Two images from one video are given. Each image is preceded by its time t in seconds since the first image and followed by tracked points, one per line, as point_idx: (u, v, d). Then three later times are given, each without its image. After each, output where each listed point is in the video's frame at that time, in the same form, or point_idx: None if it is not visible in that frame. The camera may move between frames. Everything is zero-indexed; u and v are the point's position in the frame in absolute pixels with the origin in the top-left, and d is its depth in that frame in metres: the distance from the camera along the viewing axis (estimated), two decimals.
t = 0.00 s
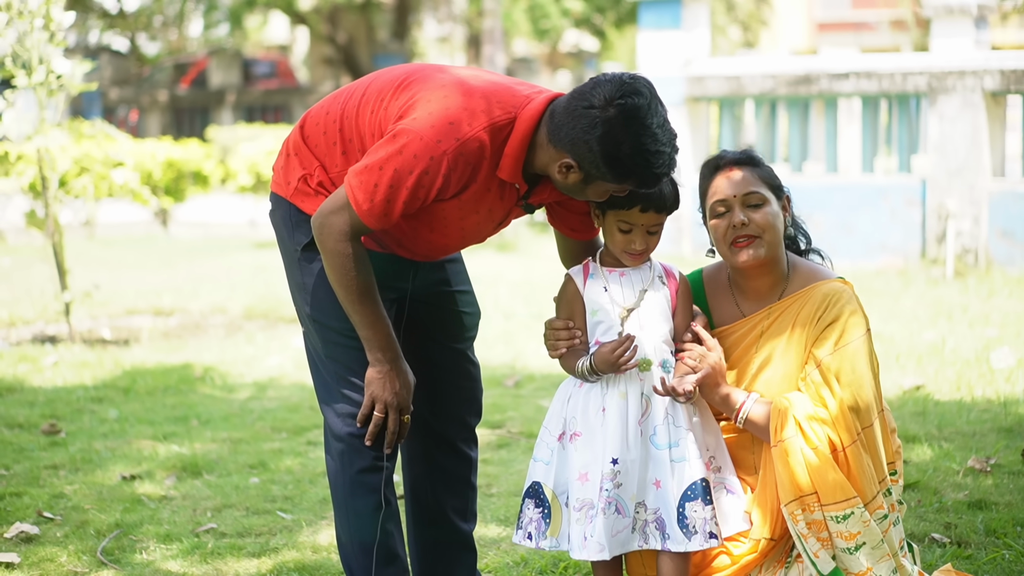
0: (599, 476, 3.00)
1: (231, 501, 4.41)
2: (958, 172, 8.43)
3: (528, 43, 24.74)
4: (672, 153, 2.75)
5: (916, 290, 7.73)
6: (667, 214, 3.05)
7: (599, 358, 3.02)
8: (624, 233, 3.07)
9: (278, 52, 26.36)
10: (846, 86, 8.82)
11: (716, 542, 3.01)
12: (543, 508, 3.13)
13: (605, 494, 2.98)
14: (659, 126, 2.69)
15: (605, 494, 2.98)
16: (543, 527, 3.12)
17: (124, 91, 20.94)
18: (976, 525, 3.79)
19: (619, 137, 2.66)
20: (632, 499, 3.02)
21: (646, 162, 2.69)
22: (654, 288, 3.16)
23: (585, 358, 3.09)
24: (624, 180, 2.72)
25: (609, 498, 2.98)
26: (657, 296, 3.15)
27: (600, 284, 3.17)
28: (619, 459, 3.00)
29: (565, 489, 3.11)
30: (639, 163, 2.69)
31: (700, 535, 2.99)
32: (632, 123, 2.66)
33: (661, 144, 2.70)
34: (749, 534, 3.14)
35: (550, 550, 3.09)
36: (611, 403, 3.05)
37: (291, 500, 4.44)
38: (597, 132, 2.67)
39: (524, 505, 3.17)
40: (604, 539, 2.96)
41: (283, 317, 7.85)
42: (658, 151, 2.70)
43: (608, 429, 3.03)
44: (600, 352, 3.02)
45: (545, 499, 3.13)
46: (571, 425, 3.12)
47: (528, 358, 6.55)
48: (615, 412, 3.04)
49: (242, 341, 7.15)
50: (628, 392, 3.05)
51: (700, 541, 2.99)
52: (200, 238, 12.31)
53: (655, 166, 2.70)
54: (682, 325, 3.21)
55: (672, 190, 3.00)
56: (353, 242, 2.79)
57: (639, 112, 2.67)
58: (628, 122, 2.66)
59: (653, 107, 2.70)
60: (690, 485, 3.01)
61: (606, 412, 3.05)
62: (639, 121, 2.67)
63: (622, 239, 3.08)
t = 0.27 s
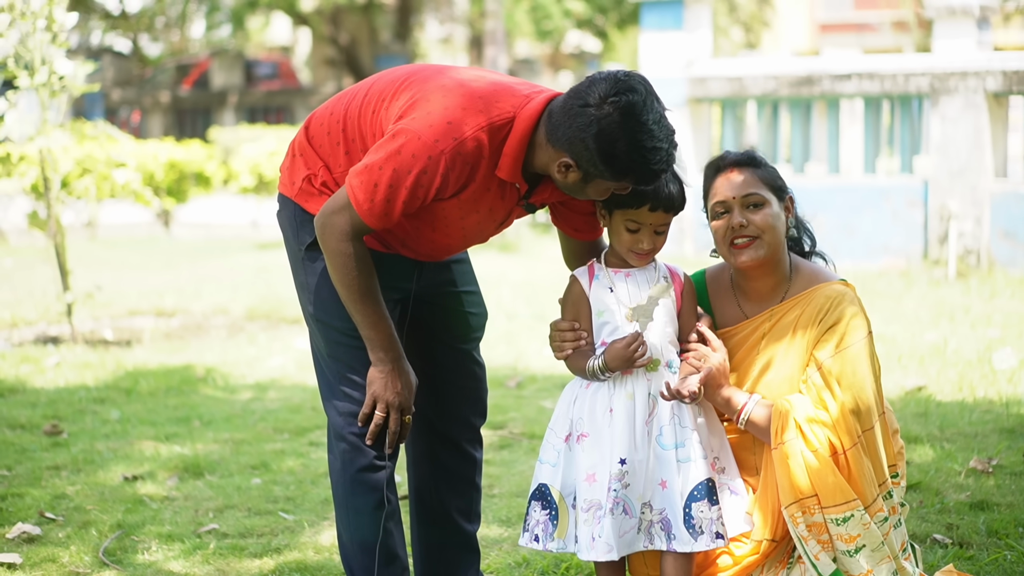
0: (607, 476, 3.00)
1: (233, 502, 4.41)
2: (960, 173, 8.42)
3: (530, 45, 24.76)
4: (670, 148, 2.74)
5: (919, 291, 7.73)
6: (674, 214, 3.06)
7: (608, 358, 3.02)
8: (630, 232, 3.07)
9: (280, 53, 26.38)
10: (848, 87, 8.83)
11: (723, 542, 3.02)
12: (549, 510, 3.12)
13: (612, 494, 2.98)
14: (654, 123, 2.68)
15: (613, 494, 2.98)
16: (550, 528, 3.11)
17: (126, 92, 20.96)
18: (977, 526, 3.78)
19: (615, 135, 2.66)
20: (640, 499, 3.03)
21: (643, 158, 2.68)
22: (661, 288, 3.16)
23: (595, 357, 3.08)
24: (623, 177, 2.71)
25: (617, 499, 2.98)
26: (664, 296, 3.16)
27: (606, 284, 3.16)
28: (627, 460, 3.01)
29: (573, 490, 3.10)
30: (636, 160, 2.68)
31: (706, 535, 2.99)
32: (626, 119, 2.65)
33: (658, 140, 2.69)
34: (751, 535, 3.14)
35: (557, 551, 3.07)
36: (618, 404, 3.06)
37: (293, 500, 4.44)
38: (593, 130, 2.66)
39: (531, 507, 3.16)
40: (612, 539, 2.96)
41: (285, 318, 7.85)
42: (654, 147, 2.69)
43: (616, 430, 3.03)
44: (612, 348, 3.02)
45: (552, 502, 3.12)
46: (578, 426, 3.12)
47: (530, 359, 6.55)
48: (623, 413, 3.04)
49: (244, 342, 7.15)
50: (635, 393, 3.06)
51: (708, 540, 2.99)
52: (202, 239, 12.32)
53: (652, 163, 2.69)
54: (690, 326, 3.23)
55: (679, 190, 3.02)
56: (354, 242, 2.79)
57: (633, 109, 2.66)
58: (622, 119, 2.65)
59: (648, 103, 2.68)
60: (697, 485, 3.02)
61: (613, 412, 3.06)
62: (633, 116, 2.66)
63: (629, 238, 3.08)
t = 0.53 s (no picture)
0: (604, 478, 3.01)
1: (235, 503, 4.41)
2: (963, 175, 8.42)
3: (533, 46, 24.78)
4: (672, 133, 2.72)
5: (921, 292, 7.73)
6: (679, 219, 3.04)
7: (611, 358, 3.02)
8: (635, 236, 3.06)
9: (283, 54, 26.40)
10: (851, 89, 8.78)
11: (721, 547, 3.02)
12: (546, 508, 3.12)
13: (609, 496, 2.99)
14: (655, 103, 2.68)
15: (609, 497, 2.99)
16: (546, 526, 3.12)
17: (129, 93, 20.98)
18: (980, 527, 3.78)
19: (616, 111, 2.65)
20: (638, 502, 3.04)
21: (645, 137, 2.66)
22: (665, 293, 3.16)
23: (598, 356, 3.08)
24: (624, 158, 2.68)
25: (613, 501, 2.99)
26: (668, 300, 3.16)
27: (609, 286, 3.16)
28: (625, 463, 3.01)
29: (570, 490, 3.11)
30: (637, 138, 2.65)
31: (705, 539, 2.99)
32: (626, 96, 2.66)
33: (660, 121, 2.68)
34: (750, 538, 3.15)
35: (553, 549, 3.08)
36: (618, 406, 3.06)
37: (296, 501, 4.44)
38: (595, 106, 2.67)
39: (528, 504, 3.17)
40: (606, 541, 2.97)
41: (288, 319, 7.86)
42: (656, 127, 2.67)
43: (615, 433, 3.03)
44: (615, 347, 3.02)
45: (549, 500, 3.13)
46: (578, 426, 3.12)
47: (532, 360, 6.55)
48: (622, 416, 3.04)
49: (247, 343, 7.16)
50: (635, 396, 3.06)
51: (705, 545, 2.99)
52: (205, 240, 12.33)
53: (654, 142, 2.67)
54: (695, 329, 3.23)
55: (685, 194, 3.00)
56: (359, 243, 2.79)
57: (632, 87, 2.66)
58: (622, 96, 2.66)
59: (648, 84, 2.69)
60: (696, 489, 3.01)
61: (613, 415, 3.06)
62: (634, 94, 2.66)
63: (633, 243, 3.07)
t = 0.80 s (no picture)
0: (600, 480, 3.00)
1: (238, 504, 4.41)
2: (967, 175, 8.40)
3: (537, 47, 24.79)
4: (674, 119, 2.74)
5: (925, 293, 7.72)
6: (682, 224, 3.03)
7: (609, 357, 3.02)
8: (637, 240, 3.03)
9: (286, 55, 26.42)
10: (854, 89, 8.77)
11: (718, 549, 3.01)
12: (544, 507, 3.14)
13: (604, 498, 2.99)
14: (658, 85, 2.72)
15: (605, 498, 2.98)
16: (544, 525, 3.14)
17: (133, 94, 21.00)
18: (984, 528, 3.77)
19: (620, 88, 2.69)
20: (633, 503, 3.03)
21: (646, 114, 2.68)
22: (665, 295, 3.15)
23: (595, 355, 3.07)
24: (625, 135, 2.67)
25: (609, 503, 2.99)
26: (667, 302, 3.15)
27: (609, 286, 3.16)
28: (621, 465, 3.00)
29: (567, 489, 3.12)
30: (639, 113, 2.67)
31: (701, 542, 2.99)
32: (631, 75, 2.70)
33: (662, 102, 2.71)
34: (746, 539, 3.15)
35: (550, 548, 3.10)
36: (616, 408, 3.04)
37: (298, 502, 4.44)
38: (600, 83, 2.71)
39: (525, 503, 3.19)
40: (602, 543, 2.97)
41: (291, 320, 7.86)
42: (658, 107, 2.70)
43: (611, 435, 3.02)
44: (613, 344, 3.02)
45: (546, 498, 3.14)
46: (575, 425, 3.11)
47: (535, 361, 6.55)
48: (619, 417, 3.03)
49: (250, 344, 7.16)
50: (632, 398, 3.04)
51: (702, 547, 2.98)
52: (208, 241, 12.33)
53: (655, 119, 2.68)
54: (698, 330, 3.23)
55: (687, 198, 2.99)
56: (364, 244, 2.79)
57: (638, 68, 2.72)
58: (627, 74, 2.70)
59: (653, 70, 2.75)
60: (693, 491, 3.01)
61: (610, 416, 3.05)
62: (639, 74, 2.71)
63: (635, 247, 3.04)
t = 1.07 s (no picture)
0: (609, 479, 3.00)
1: (244, 503, 4.41)
2: (972, 175, 8.39)
3: (541, 47, 24.79)
4: (682, 108, 2.72)
5: (930, 293, 7.71)
6: (682, 224, 3.00)
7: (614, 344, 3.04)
8: (638, 240, 3.02)
9: (290, 56, 26.42)
10: (859, 89, 8.79)
11: (727, 547, 3.00)
12: (553, 509, 3.12)
13: (614, 496, 2.98)
14: (664, 72, 2.72)
15: (615, 497, 2.98)
16: (554, 527, 3.11)
17: (137, 94, 21.02)
18: (990, 528, 3.77)
19: (625, 73, 2.69)
20: (643, 501, 3.02)
21: (650, 97, 2.66)
22: (669, 291, 3.15)
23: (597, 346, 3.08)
24: (629, 120, 2.65)
25: (619, 501, 2.98)
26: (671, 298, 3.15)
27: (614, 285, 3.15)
28: (629, 463, 3.00)
29: (576, 489, 3.10)
30: (642, 96, 2.66)
31: (711, 539, 2.98)
32: (638, 61, 2.70)
33: (668, 90, 2.70)
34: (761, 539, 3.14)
35: (562, 550, 3.07)
36: (623, 407, 3.04)
37: (304, 502, 4.44)
38: (607, 69, 2.71)
39: (535, 505, 3.16)
40: (612, 542, 2.96)
41: (295, 320, 7.86)
42: (664, 92, 2.69)
43: (619, 433, 3.02)
44: (613, 330, 3.05)
45: (556, 500, 3.12)
46: (583, 425, 3.11)
47: (540, 361, 6.55)
48: (627, 415, 3.03)
49: (255, 344, 7.16)
50: (639, 396, 3.04)
51: (711, 545, 2.97)
52: (212, 241, 12.33)
53: (660, 105, 2.67)
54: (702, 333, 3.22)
55: (686, 198, 2.96)
56: (372, 243, 2.79)
57: (646, 56, 2.72)
58: (634, 60, 2.70)
59: (663, 60, 2.75)
60: (702, 489, 3.00)
61: (618, 414, 3.04)
62: (647, 60, 2.71)
63: (636, 248, 3.03)
